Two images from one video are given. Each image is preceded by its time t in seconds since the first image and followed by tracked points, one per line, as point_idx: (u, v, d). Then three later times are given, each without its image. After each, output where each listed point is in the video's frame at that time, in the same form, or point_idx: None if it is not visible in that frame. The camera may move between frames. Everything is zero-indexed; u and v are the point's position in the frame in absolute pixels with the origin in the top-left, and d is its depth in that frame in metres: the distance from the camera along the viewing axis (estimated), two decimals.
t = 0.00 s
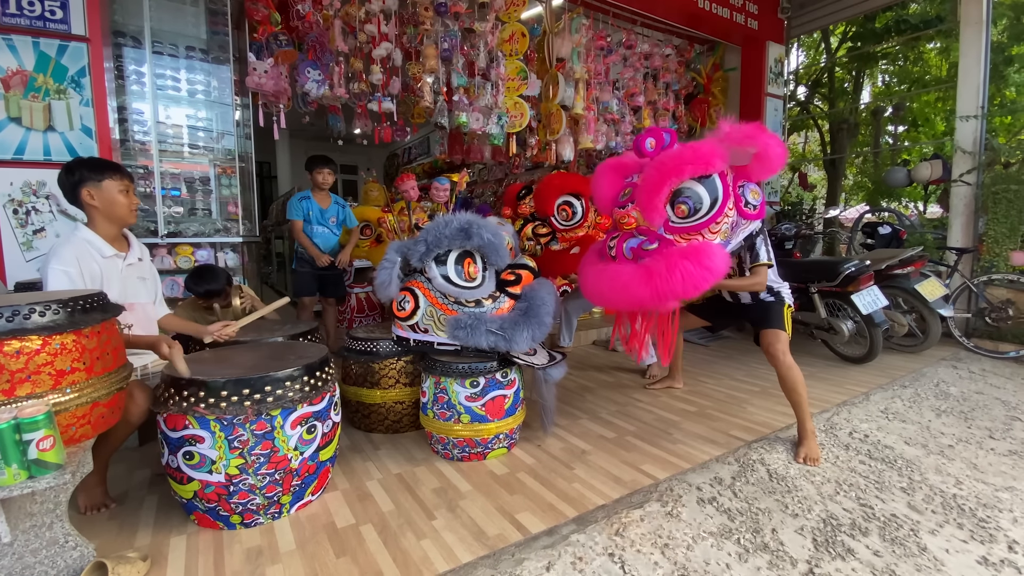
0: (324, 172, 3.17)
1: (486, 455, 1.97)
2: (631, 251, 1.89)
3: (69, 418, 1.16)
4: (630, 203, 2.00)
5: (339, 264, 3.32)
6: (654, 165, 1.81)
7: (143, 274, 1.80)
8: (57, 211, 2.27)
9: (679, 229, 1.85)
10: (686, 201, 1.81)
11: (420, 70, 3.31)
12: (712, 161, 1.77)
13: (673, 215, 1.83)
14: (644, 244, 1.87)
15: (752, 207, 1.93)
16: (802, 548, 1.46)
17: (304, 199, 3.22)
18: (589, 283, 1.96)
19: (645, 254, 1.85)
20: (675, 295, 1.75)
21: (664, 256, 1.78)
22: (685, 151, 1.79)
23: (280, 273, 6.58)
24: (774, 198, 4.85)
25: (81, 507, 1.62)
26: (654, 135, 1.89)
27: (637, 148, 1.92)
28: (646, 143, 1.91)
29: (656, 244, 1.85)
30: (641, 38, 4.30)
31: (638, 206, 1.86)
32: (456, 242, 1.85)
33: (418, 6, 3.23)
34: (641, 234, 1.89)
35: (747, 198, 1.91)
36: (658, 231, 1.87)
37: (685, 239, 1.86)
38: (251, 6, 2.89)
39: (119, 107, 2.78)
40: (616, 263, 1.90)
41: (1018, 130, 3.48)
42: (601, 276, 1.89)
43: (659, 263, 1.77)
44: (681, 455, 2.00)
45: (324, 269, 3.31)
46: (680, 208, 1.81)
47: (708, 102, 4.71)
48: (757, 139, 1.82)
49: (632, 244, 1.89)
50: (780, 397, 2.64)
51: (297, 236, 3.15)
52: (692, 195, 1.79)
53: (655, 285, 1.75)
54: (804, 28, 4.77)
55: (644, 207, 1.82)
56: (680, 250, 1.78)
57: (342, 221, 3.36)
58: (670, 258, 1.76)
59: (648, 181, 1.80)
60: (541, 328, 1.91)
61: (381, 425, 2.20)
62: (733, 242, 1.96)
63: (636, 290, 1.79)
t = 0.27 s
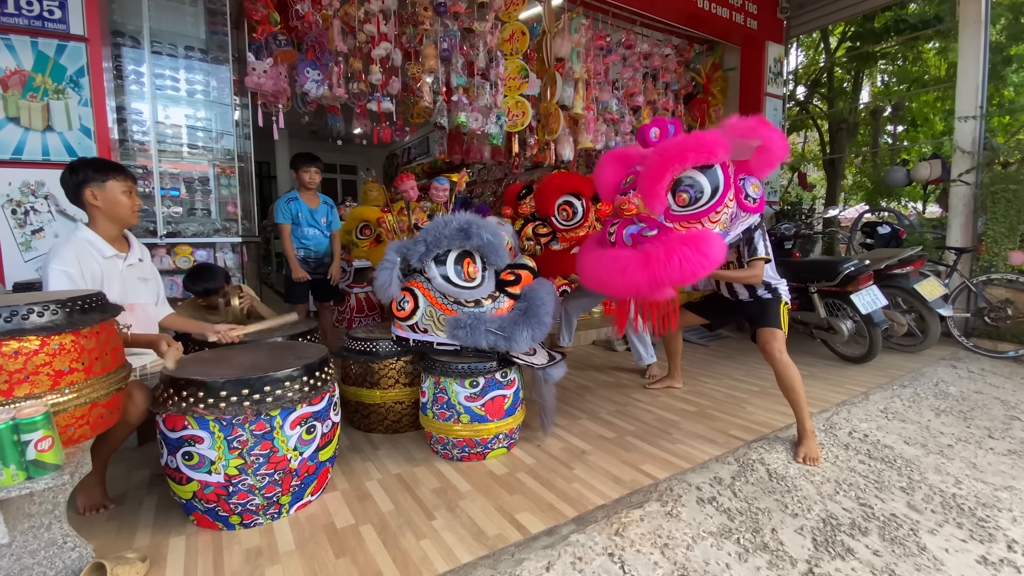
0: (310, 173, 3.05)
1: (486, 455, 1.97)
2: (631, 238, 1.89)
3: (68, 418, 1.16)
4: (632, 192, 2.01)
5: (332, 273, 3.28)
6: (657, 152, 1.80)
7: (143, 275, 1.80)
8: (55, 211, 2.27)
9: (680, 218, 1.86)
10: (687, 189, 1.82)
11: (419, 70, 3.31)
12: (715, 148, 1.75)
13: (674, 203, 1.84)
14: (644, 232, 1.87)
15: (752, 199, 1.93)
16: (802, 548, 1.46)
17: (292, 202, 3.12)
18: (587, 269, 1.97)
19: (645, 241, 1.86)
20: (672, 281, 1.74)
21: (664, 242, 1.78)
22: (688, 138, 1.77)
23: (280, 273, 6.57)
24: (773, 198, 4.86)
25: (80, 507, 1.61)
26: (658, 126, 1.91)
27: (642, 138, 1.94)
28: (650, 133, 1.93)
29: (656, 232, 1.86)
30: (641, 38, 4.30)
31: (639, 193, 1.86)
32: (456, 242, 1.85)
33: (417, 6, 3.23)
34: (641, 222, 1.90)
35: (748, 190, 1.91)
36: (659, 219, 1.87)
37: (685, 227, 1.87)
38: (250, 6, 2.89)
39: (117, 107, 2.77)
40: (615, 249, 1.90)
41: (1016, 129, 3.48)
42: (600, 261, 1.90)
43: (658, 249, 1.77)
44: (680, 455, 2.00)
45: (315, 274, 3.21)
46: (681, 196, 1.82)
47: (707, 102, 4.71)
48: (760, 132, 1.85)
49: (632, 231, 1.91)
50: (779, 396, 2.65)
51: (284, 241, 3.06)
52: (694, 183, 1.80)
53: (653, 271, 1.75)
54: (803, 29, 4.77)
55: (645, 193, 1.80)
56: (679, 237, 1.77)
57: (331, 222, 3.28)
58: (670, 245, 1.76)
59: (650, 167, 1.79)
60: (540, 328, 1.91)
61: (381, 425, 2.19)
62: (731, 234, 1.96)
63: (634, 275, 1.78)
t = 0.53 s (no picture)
0: (296, 168, 2.82)
1: (485, 456, 1.96)
2: (633, 231, 1.89)
3: (65, 420, 1.15)
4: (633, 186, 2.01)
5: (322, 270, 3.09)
6: (659, 145, 1.82)
7: (141, 275, 1.79)
8: (52, 212, 2.26)
9: (682, 210, 1.85)
10: (689, 181, 1.82)
11: (418, 70, 3.31)
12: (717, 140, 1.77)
13: (676, 196, 1.84)
14: (646, 224, 1.87)
15: (753, 194, 1.94)
16: (802, 548, 1.46)
17: (278, 199, 2.89)
18: (588, 262, 1.96)
19: (646, 233, 1.85)
20: (674, 272, 1.73)
21: (666, 233, 1.77)
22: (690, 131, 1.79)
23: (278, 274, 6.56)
24: (772, 198, 4.87)
25: (77, 509, 1.60)
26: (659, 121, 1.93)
27: (643, 134, 1.96)
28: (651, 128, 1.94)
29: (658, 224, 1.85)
30: (639, 39, 4.31)
31: (641, 186, 1.86)
32: (455, 242, 1.85)
33: (416, 6, 3.23)
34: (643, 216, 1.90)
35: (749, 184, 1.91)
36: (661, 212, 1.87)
37: (686, 220, 1.85)
38: (249, 7, 2.89)
39: (115, 108, 2.76)
40: (617, 242, 1.90)
41: (1012, 130, 3.51)
42: (601, 253, 1.89)
43: (661, 240, 1.77)
44: (680, 455, 2.00)
45: (300, 276, 3.03)
46: (683, 189, 1.82)
47: (706, 103, 4.72)
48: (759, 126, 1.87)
49: (635, 224, 1.90)
50: (778, 397, 2.65)
51: (267, 241, 2.83)
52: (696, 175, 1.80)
53: (656, 262, 1.74)
54: (801, 30, 4.80)
55: (647, 185, 1.81)
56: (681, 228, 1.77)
57: (320, 220, 3.08)
58: (672, 236, 1.75)
59: (652, 160, 1.80)
60: (540, 328, 1.91)
61: (380, 426, 2.19)
62: (732, 228, 1.96)
63: (637, 267, 1.78)
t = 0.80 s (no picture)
0: (290, 169, 2.81)
1: (482, 459, 1.96)
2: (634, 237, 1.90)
3: (61, 423, 1.14)
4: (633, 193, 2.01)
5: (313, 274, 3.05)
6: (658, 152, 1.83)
7: (135, 278, 1.78)
8: (48, 213, 2.25)
9: (682, 215, 1.84)
10: (688, 187, 1.82)
11: (415, 72, 3.31)
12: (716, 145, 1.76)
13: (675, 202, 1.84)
14: (647, 229, 1.88)
15: (752, 198, 1.94)
16: (799, 550, 1.46)
17: (270, 200, 2.88)
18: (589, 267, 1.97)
19: (647, 239, 1.86)
20: (677, 278, 1.75)
21: (667, 239, 1.78)
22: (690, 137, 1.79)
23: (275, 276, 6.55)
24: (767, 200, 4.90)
25: (72, 513, 1.59)
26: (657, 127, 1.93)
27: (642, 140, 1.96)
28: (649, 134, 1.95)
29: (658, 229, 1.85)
30: (635, 41, 4.32)
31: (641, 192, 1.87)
32: (453, 244, 1.85)
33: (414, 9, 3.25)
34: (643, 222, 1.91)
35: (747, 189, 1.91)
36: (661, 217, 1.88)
37: (686, 225, 1.85)
38: (246, 9, 2.86)
39: (111, 109, 2.76)
40: (618, 247, 1.91)
41: (1007, 132, 3.55)
42: (602, 259, 1.90)
43: (661, 245, 1.78)
44: (677, 457, 2.00)
45: (293, 279, 3.02)
46: (683, 194, 1.82)
47: (702, 106, 4.74)
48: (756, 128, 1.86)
49: (636, 229, 1.91)
50: (774, 398, 2.65)
51: (259, 242, 2.82)
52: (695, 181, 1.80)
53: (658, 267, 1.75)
54: (796, 33, 4.87)
55: (647, 192, 1.82)
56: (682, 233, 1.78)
57: (314, 222, 3.07)
58: (673, 241, 1.76)
59: (651, 166, 1.81)
60: (537, 331, 1.90)
61: (377, 429, 2.18)
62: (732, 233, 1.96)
63: (638, 272, 1.79)
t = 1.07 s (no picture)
0: (281, 172, 2.81)
1: (479, 463, 1.96)
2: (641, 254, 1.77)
3: (55, 429, 1.14)
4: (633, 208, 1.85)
5: (309, 279, 3.04)
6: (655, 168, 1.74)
7: (132, 283, 1.78)
8: (43, 218, 2.24)
9: (685, 230, 1.74)
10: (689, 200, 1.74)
11: (412, 77, 3.33)
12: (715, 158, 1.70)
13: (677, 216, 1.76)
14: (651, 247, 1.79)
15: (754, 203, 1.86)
16: (795, 553, 1.46)
17: (262, 204, 2.89)
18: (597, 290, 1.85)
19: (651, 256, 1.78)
20: (686, 294, 1.69)
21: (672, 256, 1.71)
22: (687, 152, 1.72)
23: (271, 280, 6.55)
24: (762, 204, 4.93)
25: (66, 520, 1.58)
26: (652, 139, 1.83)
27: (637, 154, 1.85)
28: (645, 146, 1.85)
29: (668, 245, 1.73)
30: (631, 46, 4.35)
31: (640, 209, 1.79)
32: (449, 248, 1.86)
33: (410, 14, 3.20)
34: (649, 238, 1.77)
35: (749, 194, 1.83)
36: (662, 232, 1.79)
37: (691, 239, 1.74)
38: (242, 13, 2.86)
39: (107, 114, 2.75)
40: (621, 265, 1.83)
41: (999, 136, 3.57)
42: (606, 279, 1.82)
43: (672, 266, 1.69)
44: (674, 461, 2.00)
45: (289, 284, 3.00)
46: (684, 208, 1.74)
47: (698, 110, 4.76)
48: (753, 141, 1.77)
49: (642, 248, 1.76)
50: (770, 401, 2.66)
51: (252, 247, 2.82)
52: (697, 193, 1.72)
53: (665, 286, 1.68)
54: (791, 38, 4.83)
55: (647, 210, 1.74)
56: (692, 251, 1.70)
57: (308, 226, 3.07)
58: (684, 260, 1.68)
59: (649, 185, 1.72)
60: (534, 335, 1.90)
61: (373, 434, 2.18)
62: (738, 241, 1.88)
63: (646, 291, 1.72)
